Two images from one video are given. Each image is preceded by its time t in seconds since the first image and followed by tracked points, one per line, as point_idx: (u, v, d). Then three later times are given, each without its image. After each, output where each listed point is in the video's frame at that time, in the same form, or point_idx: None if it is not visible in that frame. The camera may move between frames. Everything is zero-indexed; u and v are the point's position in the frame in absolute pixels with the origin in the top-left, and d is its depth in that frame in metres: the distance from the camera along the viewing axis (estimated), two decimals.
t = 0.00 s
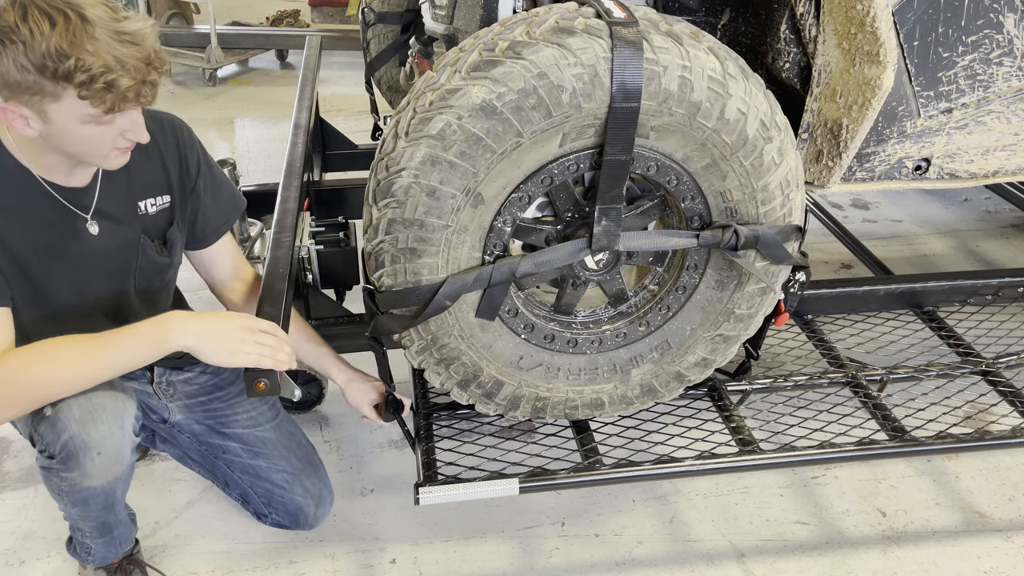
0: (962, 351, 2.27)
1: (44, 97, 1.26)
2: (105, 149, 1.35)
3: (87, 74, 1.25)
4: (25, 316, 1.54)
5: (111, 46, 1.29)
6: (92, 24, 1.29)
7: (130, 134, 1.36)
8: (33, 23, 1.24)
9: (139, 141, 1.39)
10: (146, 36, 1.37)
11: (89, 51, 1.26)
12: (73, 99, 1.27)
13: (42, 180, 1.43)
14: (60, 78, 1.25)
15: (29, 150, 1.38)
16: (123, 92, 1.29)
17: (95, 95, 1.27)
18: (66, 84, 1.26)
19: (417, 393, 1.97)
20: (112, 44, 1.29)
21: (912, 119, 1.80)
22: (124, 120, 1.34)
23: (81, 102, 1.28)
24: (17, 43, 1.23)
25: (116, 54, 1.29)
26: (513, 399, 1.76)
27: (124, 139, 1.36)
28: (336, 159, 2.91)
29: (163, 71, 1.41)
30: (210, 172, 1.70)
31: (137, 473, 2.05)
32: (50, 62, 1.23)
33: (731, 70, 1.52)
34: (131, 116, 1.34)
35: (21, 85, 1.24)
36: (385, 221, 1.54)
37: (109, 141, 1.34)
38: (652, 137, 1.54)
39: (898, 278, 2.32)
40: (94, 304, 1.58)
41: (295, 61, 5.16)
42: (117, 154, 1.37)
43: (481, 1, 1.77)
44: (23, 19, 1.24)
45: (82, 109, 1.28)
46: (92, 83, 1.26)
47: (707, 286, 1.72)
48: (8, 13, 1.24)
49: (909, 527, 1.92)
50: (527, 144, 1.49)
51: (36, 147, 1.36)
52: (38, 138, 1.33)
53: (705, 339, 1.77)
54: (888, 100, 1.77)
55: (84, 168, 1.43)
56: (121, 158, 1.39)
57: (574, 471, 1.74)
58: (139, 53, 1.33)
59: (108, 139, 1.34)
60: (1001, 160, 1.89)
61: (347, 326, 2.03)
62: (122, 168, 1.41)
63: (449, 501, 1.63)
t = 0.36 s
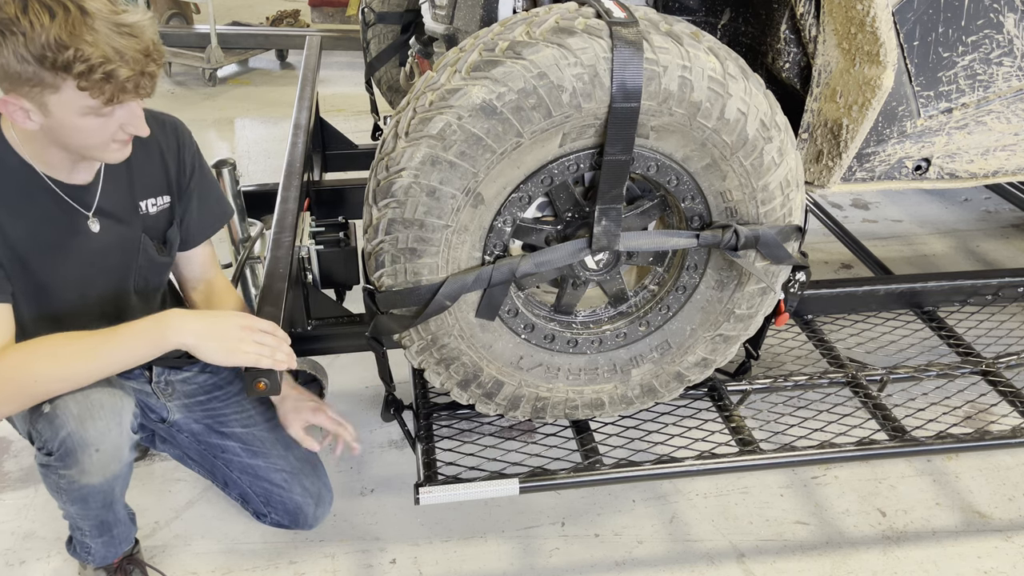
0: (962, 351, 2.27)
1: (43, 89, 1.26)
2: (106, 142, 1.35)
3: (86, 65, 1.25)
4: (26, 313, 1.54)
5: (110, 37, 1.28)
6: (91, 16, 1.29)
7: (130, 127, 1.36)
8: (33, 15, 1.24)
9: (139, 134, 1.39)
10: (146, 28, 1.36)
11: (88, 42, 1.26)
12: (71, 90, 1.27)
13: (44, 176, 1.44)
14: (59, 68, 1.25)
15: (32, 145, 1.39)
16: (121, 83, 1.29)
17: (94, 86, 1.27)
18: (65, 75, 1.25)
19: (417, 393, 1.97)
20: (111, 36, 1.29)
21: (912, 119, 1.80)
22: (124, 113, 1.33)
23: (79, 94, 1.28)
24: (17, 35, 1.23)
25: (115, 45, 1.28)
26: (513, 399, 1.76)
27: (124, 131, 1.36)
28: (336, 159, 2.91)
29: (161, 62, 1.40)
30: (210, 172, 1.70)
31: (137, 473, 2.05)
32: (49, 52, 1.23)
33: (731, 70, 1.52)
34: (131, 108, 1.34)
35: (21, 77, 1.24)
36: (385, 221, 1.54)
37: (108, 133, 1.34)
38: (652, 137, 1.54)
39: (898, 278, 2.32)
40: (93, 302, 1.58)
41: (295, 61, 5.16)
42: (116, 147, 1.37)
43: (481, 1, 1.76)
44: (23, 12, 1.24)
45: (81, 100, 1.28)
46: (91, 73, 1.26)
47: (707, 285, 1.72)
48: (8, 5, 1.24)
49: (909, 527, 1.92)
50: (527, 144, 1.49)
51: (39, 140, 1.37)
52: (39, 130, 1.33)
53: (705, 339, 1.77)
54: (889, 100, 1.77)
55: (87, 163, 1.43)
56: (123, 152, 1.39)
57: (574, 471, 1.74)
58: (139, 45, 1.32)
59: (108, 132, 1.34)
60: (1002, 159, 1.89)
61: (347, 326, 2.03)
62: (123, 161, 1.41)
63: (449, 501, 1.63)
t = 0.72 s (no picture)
0: (962, 351, 2.27)
1: (16, 98, 1.26)
2: (86, 149, 1.34)
3: (50, 72, 1.23)
4: (21, 316, 1.55)
5: (78, 44, 1.27)
6: (61, 23, 1.28)
7: (110, 133, 1.35)
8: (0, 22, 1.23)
9: (121, 141, 1.38)
10: (119, 34, 1.36)
11: (54, 49, 1.25)
12: (43, 99, 1.27)
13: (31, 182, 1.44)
14: (26, 76, 1.24)
15: (15, 154, 1.39)
16: (90, 90, 1.27)
17: (67, 95, 1.26)
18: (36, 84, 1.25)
19: (418, 393, 1.97)
20: (80, 42, 1.28)
21: (912, 119, 1.80)
22: (102, 119, 1.33)
23: (52, 103, 1.27)
24: None
25: (84, 52, 1.27)
26: (513, 399, 1.76)
27: (105, 138, 1.35)
28: (336, 159, 2.91)
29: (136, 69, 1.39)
30: (207, 172, 1.69)
31: (137, 473, 2.05)
32: (15, 60, 1.22)
33: (731, 71, 1.52)
34: (108, 115, 1.33)
35: None
36: (385, 221, 1.54)
37: (88, 140, 1.33)
38: (652, 137, 1.54)
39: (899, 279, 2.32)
40: (89, 304, 1.59)
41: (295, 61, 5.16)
42: (98, 156, 1.36)
43: (482, 1, 1.76)
44: None
45: (55, 109, 1.28)
46: (58, 81, 1.24)
47: (707, 286, 1.72)
48: None
49: (909, 527, 1.92)
50: (527, 144, 1.49)
51: (20, 148, 1.37)
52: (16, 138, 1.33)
53: (705, 339, 1.77)
54: (888, 100, 1.77)
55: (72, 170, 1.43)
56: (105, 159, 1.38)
57: (574, 471, 1.74)
58: (109, 51, 1.31)
59: (87, 139, 1.33)
60: (1001, 159, 1.89)
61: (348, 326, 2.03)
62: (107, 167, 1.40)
63: (449, 501, 1.63)
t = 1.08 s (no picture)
0: (962, 351, 2.27)
1: None
2: (73, 171, 1.34)
3: (32, 98, 1.22)
4: (13, 332, 1.56)
5: (60, 66, 1.26)
6: (40, 45, 1.26)
7: (96, 154, 1.35)
8: None
9: (108, 160, 1.38)
10: (100, 52, 1.34)
11: (34, 75, 1.23)
12: (25, 125, 1.26)
13: (17, 203, 1.44)
14: (8, 103, 1.22)
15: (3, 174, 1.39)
16: (74, 114, 1.27)
17: (48, 119, 1.25)
18: (16, 111, 1.24)
19: (418, 393, 1.97)
20: (61, 64, 1.26)
21: (912, 119, 1.80)
22: (87, 141, 1.32)
23: (33, 128, 1.26)
24: None
25: (65, 74, 1.26)
26: (513, 399, 1.76)
27: (91, 158, 1.35)
28: (336, 159, 2.91)
29: (121, 86, 1.37)
30: (197, 180, 1.68)
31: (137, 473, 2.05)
32: None
33: (731, 70, 1.52)
34: (93, 136, 1.33)
35: None
36: (385, 221, 1.54)
37: (74, 162, 1.33)
38: (652, 137, 1.54)
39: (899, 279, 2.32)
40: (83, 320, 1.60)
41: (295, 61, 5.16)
42: (86, 174, 1.36)
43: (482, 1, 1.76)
44: None
45: (37, 134, 1.27)
46: (40, 107, 1.23)
47: (707, 286, 1.72)
48: None
49: (909, 527, 1.92)
50: (527, 144, 1.49)
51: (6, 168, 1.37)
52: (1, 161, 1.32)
53: (705, 339, 1.77)
54: (888, 100, 1.77)
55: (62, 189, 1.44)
56: (93, 178, 1.38)
57: (574, 471, 1.74)
58: (91, 71, 1.30)
59: (72, 161, 1.33)
60: (1002, 159, 1.89)
61: (348, 326, 2.03)
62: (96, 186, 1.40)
63: (449, 501, 1.63)
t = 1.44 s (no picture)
0: (962, 351, 2.27)
1: None
2: (75, 181, 1.27)
3: (28, 112, 1.13)
4: None
5: (58, 75, 1.16)
6: (35, 51, 1.15)
7: (99, 165, 1.28)
8: None
9: (113, 170, 1.31)
10: (103, 56, 1.24)
11: (29, 86, 1.13)
12: (20, 139, 1.17)
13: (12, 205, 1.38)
14: (1, 116, 1.13)
15: None
16: (76, 128, 1.19)
17: (47, 134, 1.17)
18: (9, 126, 1.15)
19: (417, 393, 1.97)
20: (59, 71, 1.16)
21: (913, 118, 1.80)
22: (91, 151, 1.25)
23: (30, 142, 1.18)
24: None
25: (65, 84, 1.16)
26: (513, 399, 1.76)
27: (94, 168, 1.28)
28: (336, 159, 2.91)
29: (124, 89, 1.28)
30: (194, 181, 1.63)
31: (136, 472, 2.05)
32: None
33: (731, 71, 1.52)
34: (95, 146, 1.25)
35: None
36: (385, 221, 1.54)
37: (76, 172, 1.26)
38: (652, 137, 1.54)
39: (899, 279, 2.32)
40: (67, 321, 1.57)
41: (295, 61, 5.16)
42: (89, 184, 1.29)
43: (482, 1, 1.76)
44: None
45: (35, 147, 1.19)
46: (38, 121, 1.15)
47: (707, 286, 1.72)
48: None
49: (909, 527, 1.92)
50: (527, 144, 1.49)
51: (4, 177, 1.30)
52: None
53: (705, 339, 1.77)
54: (889, 100, 1.77)
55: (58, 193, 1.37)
56: (96, 188, 1.31)
57: (574, 471, 1.74)
58: (93, 79, 1.20)
59: (73, 171, 1.26)
60: (1001, 159, 1.89)
61: (348, 326, 2.03)
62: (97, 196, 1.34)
63: (450, 500, 1.63)
